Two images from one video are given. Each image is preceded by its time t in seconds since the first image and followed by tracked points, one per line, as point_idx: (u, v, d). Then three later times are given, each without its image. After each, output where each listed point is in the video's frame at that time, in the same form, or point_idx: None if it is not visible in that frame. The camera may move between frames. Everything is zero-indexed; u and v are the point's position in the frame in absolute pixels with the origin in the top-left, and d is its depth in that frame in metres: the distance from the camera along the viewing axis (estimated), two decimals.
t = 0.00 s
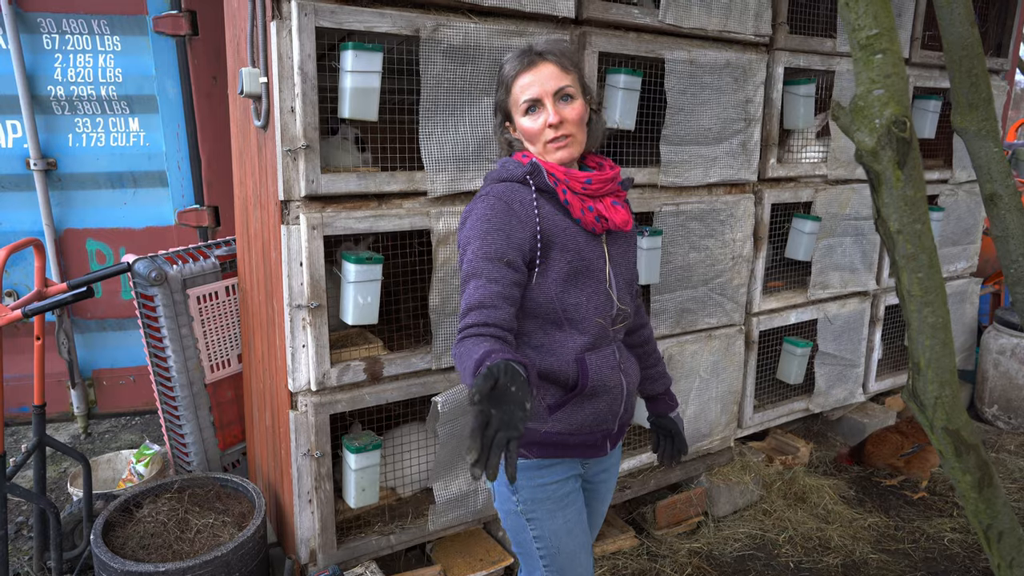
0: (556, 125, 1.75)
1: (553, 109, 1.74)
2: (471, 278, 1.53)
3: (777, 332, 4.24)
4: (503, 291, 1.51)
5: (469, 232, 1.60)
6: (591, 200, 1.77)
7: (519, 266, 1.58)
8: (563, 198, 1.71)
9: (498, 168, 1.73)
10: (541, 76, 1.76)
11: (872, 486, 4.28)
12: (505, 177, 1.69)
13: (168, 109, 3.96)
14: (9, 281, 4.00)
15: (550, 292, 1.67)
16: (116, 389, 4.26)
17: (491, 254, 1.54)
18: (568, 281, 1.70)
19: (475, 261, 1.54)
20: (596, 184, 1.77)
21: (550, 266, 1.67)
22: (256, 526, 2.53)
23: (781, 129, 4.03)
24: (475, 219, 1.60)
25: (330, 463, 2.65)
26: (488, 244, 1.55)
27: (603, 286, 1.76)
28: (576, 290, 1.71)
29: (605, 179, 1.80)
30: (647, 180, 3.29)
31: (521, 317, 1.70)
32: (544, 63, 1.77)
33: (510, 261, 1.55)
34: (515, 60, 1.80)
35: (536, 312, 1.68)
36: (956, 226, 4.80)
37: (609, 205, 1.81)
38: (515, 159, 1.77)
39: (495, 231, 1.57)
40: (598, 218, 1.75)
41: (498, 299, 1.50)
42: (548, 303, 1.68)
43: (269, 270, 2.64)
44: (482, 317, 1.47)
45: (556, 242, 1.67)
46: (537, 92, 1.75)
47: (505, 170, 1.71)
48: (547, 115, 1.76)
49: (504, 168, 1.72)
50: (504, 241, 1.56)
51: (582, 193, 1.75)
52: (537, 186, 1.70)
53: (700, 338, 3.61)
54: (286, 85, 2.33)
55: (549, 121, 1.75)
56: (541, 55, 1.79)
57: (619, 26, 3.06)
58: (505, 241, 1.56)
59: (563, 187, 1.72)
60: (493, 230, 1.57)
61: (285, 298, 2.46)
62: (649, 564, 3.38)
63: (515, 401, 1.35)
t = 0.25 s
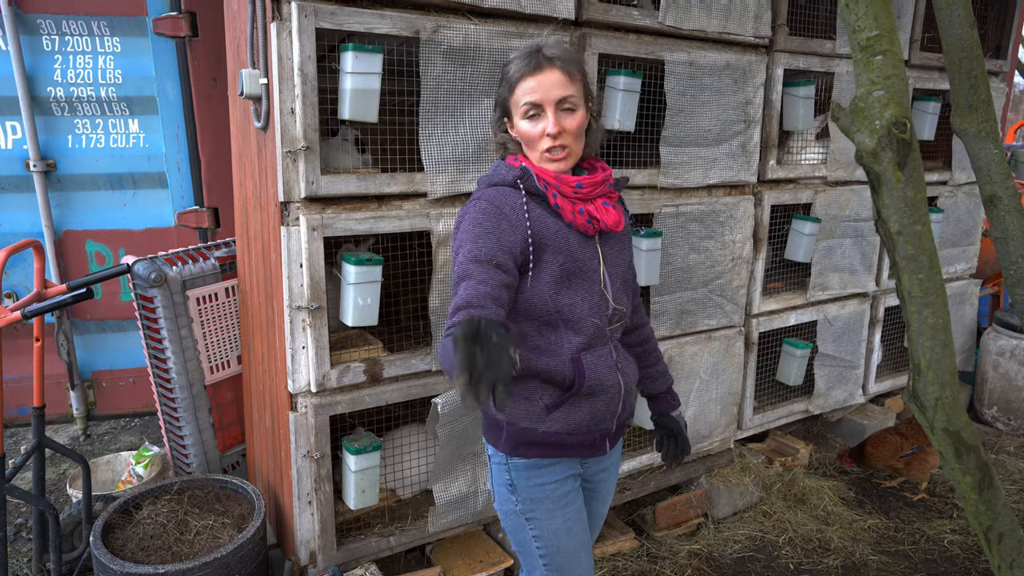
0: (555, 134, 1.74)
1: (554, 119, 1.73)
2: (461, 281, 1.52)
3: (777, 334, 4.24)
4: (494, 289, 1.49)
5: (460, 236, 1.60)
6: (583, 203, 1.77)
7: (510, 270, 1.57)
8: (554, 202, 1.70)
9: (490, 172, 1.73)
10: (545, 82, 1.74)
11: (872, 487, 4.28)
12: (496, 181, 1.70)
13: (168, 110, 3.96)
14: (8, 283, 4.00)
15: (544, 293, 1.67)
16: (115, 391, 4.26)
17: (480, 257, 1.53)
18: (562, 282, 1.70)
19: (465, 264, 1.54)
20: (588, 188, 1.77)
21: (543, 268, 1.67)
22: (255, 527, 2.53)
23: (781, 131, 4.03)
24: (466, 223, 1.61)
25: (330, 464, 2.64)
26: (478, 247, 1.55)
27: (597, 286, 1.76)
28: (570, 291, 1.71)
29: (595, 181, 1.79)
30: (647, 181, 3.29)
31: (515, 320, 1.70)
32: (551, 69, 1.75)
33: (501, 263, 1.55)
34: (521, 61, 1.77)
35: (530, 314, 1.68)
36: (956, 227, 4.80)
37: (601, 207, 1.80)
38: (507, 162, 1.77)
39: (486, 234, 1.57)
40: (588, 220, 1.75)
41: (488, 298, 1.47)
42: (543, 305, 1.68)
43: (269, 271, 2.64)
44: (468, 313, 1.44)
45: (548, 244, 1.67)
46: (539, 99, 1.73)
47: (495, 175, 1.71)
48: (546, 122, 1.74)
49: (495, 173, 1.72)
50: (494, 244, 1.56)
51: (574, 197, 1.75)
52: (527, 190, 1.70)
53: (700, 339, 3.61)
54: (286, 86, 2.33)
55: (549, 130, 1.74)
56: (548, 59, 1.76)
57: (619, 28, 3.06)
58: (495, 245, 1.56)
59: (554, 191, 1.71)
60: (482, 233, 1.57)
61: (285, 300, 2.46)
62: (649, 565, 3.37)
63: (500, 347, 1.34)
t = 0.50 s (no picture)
0: (559, 149, 1.71)
1: (559, 134, 1.69)
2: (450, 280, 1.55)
3: (777, 335, 4.24)
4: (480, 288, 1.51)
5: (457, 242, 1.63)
6: (580, 208, 1.74)
7: (499, 272, 1.59)
8: (550, 208, 1.68)
9: (487, 176, 1.72)
10: (553, 95, 1.69)
11: (872, 489, 4.28)
12: (493, 185, 1.69)
13: (167, 112, 3.96)
14: (8, 284, 4.00)
15: (545, 295, 1.67)
16: (115, 392, 4.25)
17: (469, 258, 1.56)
18: (562, 284, 1.69)
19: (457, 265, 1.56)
20: (585, 193, 1.74)
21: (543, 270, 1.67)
22: (255, 529, 2.52)
23: (780, 132, 4.04)
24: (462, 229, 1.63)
25: (329, 466, 2.64)
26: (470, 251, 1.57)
27: (598, 288, 1.75)
28: (571, 293, 1.71)
29: (592, 186, 1.76)
30: (647, 183, 3.29)
31: (516, 322, 1.71)
32: (558, 82, 1.70)
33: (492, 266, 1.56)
34: (529, 70, 1.71)
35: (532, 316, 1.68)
36: (955, 229, 4.80)
37: (599, 210, 1.77)
38: (504, 166, 1.75)
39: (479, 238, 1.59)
40: (586, 224, 1.72)
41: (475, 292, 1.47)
42: (544, 307, 1.68)
43: (269, 272, 2.64)
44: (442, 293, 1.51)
45: (546, 247, 1.66)
46: (545, 112, 1.69)
47: (493, 178, 1.70)
48: (551, 136, 1.71)
49: (492, 177, 1.71)
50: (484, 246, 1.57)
51: (570, 203, 1.72)
52: (523, 195, 1.68)
53: (700, 341, 3.60)
54: (286, 88, 2.33)
55: (552, 144, 1.71)
56: (556, 71, 1.71)
57: (619, 29, 3.07)
58: (488, 248, 1.59)
59: (550, 197, 1.69)
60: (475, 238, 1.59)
61: (285, 301, 2.46)
62: (649, 567, 3.37)
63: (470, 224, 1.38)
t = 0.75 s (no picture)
0: (569, 150, 1.71)
1: (569, 135, 1.69)
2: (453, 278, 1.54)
3: (776, 336, 4.24)
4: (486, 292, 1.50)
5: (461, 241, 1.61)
6: (585, 210, 1.75)
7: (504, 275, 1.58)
8: (555, 210, 1.69)
9: (492, 177, 1.73)
10: (560, 97, 1.68)
11: (871, 490, 4.28)
12: (498, 187, 1.69)
13: (167, 113, 3.94)
14: (7, 285, 4.00)
15: (549, 296, 1.67)
16: (114, 394, 4.25)
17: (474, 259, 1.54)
18: (565, 285, 1.70)
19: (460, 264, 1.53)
20: (590, 195, 1.75)
21: (547, 272, 1.67)
22: (254, 530, 2.52)
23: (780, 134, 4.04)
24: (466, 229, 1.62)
25: (329, 467, 2.64)
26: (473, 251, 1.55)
27: (601, 290, 1.75)
28: (574, 295, 1.71)
29: (597, 188, 1.76)
30: (646, 184, 3.29)
31: (517, 322, 1.70)
32: (563, 83, 1.69)
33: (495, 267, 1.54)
34: (534, 74, 1.70)
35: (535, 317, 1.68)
36: (954, 230, 4.81)
37: (603, 212, 1.77)
38: (511, 168, 1.76)
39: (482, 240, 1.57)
40: (591, 227, 1.73)
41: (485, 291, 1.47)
42: (547, 308, 1.68)
43: (268, 274, 2.64)
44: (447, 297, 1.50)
45: (550, 249, 1.67)
46: (552, 115, 1.68)
47: (498, 181, 1.71)
48: (560, 138, 1.71)
49: (498, 178, 1.72)
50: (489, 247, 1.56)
51: (575, 205, 1.73)
52: (528, 197, 1.69)
53: (699, 342, 3.60)
54: (285, 89, 2.33)
55: (563, 145, 1.71)
56: (561, 74, 1.70)
57: (618, 31, 3.07)
58: (492, 249, 1.57)
59: (556, 199, 1.70)
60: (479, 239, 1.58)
61: (284, 302, 2.46)
62: (648, 568, 3.37)
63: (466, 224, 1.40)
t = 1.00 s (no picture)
0: (578, 145, 1.71)
1: (578, 129, 1.69)
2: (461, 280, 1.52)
3: (775, 338, 4.24)
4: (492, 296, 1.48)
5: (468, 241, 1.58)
6: (591, 210, 1.75)
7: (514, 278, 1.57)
8: (561, 209, 1.69)
9: (496, 177, 1.72)
10: (571, 91, 1.69)
11: (870, 492, 4.28)
12: (505, 187, 1.68)
13: (166, 114, 3.93)
14: (5, 287, 3.99)
15: (555, 297, 1.67)
16: (112, 395, 4.25)
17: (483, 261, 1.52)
18: (570, 285, 1.69)
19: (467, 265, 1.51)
20: (597, 196, 1.76)
21: (554, 272, 1.66)
22: (252, 532, 2.51)
23: (778, 135, 4.04)
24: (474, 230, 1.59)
25: (327, 469, 2.64)
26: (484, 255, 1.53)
27: (605, 291, 1.76)
28: (578, 295, 1.71)
29: (604, 189, 1.78)
30: (644, 185, 3.29)
31: (522, 322, 1.69)
32: (575, 79, 1.70)
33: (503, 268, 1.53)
34: (545, 68, 1.70)
35: (541, 318, 1.67)
36: (953, 232, 4.81)
37: (609, 214, 1.78)
38: (516, 167, 1.76)
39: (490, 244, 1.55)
40: (598, 227, 1.73)
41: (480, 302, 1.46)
42: (553, 309, 1.67)
43: (267, 275, 2.64)
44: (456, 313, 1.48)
45: (558, 249, 1.66)
46: (564, 109, 1.69)
47: (503, 180, 1.70)
48: (571, 132, 1.71)
49: (504, 178, 1.71)
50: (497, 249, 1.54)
51: (582, 205, 1.73)
52: (536, 196, 1.68)
53: (698, 344, 3.60)
54: (283, 91, 2.34)
55: (572, 139, 1.70)
56: (572, 68, 1.71)
57: (616, 33, 3.07)
58: (503, 252, 1.55)
59: (563, 198, 1.70)
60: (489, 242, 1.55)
61: (282, 304, 2.46)
62: (647, 570, 3.37)
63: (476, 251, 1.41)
